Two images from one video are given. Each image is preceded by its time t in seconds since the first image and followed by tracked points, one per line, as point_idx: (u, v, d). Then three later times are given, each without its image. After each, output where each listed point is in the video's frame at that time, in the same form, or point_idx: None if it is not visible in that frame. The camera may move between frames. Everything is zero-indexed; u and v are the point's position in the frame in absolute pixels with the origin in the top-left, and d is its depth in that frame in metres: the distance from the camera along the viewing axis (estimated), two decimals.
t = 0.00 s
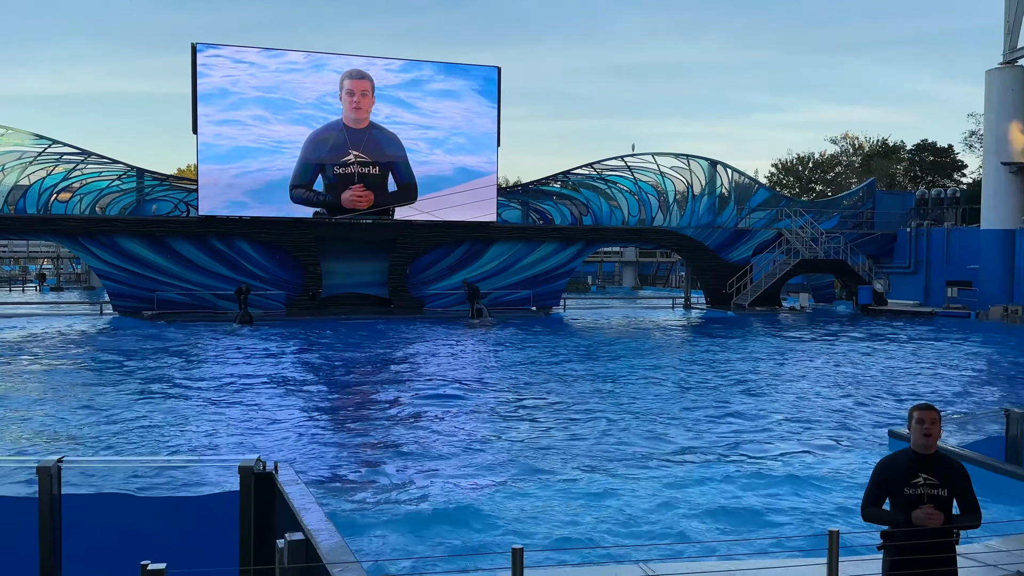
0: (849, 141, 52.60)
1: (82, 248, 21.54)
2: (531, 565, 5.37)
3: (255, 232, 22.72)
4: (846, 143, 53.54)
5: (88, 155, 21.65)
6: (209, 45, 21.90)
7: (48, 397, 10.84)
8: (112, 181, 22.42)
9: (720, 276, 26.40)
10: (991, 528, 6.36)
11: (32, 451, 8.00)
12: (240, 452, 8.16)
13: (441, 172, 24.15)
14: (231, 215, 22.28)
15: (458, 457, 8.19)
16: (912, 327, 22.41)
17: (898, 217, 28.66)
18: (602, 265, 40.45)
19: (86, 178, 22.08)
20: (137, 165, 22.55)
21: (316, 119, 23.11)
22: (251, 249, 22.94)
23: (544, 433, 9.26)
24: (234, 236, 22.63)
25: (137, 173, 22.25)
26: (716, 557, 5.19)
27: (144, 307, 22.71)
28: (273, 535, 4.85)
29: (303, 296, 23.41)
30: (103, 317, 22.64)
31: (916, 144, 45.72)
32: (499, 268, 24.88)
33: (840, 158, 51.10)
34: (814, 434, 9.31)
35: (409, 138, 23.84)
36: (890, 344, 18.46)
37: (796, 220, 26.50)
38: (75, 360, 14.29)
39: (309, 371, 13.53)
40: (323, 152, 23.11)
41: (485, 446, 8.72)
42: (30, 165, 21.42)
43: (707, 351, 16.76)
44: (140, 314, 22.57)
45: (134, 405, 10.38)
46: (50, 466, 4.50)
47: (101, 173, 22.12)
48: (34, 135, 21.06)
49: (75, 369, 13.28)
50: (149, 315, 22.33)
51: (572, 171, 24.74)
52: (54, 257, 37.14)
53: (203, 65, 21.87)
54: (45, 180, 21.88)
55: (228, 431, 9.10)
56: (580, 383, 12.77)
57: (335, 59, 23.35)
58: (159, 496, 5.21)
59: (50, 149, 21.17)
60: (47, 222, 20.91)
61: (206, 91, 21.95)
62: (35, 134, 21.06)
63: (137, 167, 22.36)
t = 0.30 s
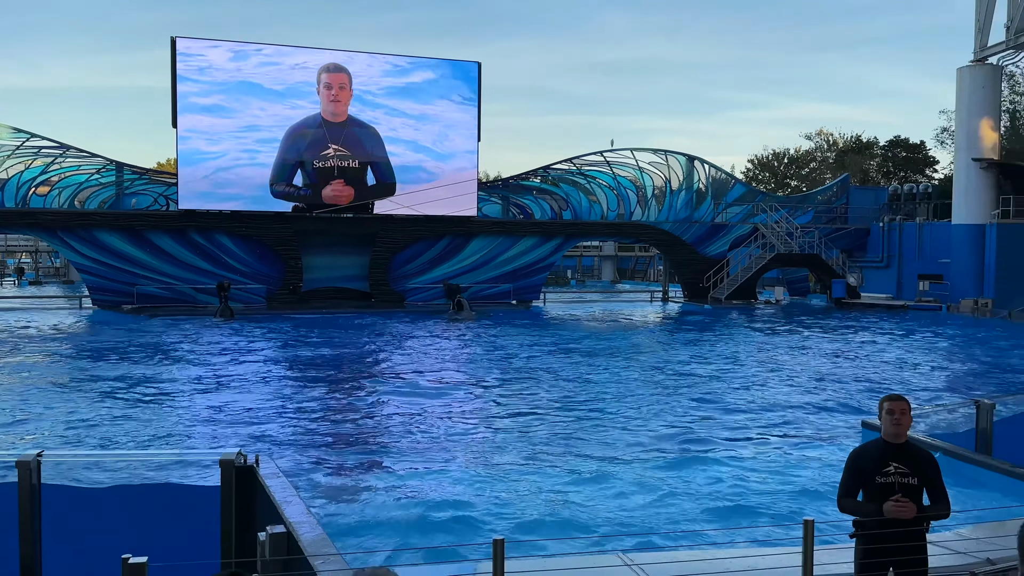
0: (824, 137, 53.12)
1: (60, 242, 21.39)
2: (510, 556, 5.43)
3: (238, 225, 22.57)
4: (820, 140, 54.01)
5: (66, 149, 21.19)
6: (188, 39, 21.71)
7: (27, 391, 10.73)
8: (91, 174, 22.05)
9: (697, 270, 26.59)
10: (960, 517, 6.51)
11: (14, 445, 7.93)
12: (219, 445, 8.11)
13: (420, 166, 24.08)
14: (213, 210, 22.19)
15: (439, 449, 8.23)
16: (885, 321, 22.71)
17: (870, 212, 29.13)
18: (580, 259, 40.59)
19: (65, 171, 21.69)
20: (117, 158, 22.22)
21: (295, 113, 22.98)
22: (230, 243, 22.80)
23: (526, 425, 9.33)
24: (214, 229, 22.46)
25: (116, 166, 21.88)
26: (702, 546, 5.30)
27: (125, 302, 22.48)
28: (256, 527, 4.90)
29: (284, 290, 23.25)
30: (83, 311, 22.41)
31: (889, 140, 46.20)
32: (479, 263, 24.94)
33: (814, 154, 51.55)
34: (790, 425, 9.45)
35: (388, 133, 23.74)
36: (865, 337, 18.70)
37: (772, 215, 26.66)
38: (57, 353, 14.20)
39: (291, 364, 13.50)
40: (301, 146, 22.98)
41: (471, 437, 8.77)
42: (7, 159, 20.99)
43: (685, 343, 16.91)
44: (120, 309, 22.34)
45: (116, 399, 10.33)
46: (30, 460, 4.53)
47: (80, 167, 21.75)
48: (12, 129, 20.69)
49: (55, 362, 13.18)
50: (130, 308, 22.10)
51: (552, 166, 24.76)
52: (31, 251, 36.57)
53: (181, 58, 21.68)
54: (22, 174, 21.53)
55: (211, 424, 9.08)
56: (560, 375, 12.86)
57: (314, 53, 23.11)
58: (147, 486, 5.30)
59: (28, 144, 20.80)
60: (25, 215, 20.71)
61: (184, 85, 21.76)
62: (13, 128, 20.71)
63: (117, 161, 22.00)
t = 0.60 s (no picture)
0: (806, 134, 53.51)
1: (40, 238, 21.23)
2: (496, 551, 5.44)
3: (220, 221, 22.41)
4: (803, 136, 54.38)
5: (46, 144, 21.32)
6: (169, 33, 21.53)
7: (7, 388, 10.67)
8: (70, 170, 21.95)
9: (679, 266, 26.68)
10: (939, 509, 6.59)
11: None
12: (199, 442, 8.06)
13: (404, 161, 24.01)
14: (194, 205, 21.99)
15: (423, 445, 8.23)
16: (866, 316, 22.92)
17: (852, 208, 29.33)
18: (564, 255, 40.68)
19: (44, 167, 21.65)
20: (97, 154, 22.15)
21: (277, 108, 22.81)
22: (211, 238, 22.63)
23: (510, 421, 9.35)
24: (195, 224, 22.30)
25: (96, 161, 21.89)
26: (682, 541, 5.36)
27: (105, 298, 22.31)
28: (239, 524, 4.88)
29: (266, 286, 23.08)
30: (62, 307, 22.23)
31: (871, 137, 46.59)
32: (463, 259, 24.91)
33: (795, 151, 51.87)
34: (772, 420, 9.52)
35: (371, 129, 23.68)
36: (845, 332, 18.88)
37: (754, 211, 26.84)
38: (37, 350, 14.06)
39: (275, 360, 13.49)
40: (283, 141, 22.88)
41: (456, 433, 8.75)
42: None
43: (668, 339, 16.97)
44: (100, 305, 22.16)
45: (98, 395, 10.29)
46: (10, 457, 4.50)
47: (59, 163, 21.71)
48: None
49: (34, 359, 13.04)
50: (109, 304, 21.93)
51: (536, 162, 24.86)
52: (10, 248, 36.22)
53: (163, 53, 21.52)
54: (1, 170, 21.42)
55: (193, 420, 9.06)
56: (543, 370, 12.90)
57: (295, 48, 23.00)
58: (124, 479, 5.25)
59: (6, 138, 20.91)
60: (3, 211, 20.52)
61: (165, 80, 21.59)
62: None
63: (97, 156, 22.00)
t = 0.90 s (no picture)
0: (793, 132, 53.79)
1: (25, 234, 21.08)
2: (486, 549, 5.45)
3: (207, 218, 22.32)
4: (790, 134, 54.64)
5: (31, 140, 21.22)
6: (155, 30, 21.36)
7: None
8: (56, 167, 21.82)
9: (667, 263, 26.75)
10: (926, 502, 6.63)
11: None
12: (186, 440, 8.03)
13: (392, 158, 23.95)
14: (180, 202, 21.86)
15: (411, 442, 8.22)
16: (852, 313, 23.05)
17: (838, 207, 29.45)
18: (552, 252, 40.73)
19: (29, 164, 21.51)
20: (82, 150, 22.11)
21: (264, 105, 22.70)
22: (198, 235, 22.52)
23: (499, 418, 9.36)
24: (182, 222, 22.20)
25: (82, 158, 21.89)
26: (672, 537, 5.41)
27: (91, 295, 22.18)
28: (227, 520, 4.89)
29: (253, 283, 22.96)
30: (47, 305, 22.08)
31: (857, 134, 46.87)
32: (451, 256, 24.88)
33: (783, 149, 52.01)
34: (760, 416, 9.55)
35: (359, 126, 23.59)
36: (832, 329, 18.98)
37: (741, 210, 26.96)
38: (23, 348, 13.97)
39: (263, 357, 13.44)
40: (270, 138, 22.75)
41: (446, 430, 8.75)
42: None
43: (657, 336, 17.00)
44: (85, 302, 22.04)
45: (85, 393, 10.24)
46: None
47: (44, 159, 21.60)
48: None
49: (21, 357, 12.95)
50: (95, 302, 21.81)
51: (524, 159, 24.87)
52: None
53: (149, 50, 21.35)
54: None
55: (181, 418, 9.03)
56: (532, 367, 12.92)
57: (282, 44, 22.88)
58: (112, 477, 5.25)
59: None
60: None
61: (152, 77, 21.45)
62: None
63: (82, 153, 21.97)
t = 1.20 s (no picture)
0: (784, 129, 53.95)
1: (16, 232, 20.99)
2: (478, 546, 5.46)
3: (199, 216, 22.26)
4: (781, 132, 54.78)
5: (21, 137, 21.00)
6: (147, 26, 21.28)
7: None
8: (46, 164, 21.64)
9: (660, 261, 26.80)
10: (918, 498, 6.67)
11: None
12: (178, 438, 7.99)
13: (384, 155, 23.87)
14: (172, 200, 21.79)
15: (403, 440, 8.20)
16: (844, 310, 23.12)
17: (829, 204, 29.51)
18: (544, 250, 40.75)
19: (19, 161, 21.34)
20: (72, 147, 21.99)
21: (257, 101, 22.62)
22: (189, 232, 22.48)
23: (491, 415, 9.35)
24: (173, 219, 22.12)
25: (72, 155, 21.74)
26: (664, 533, 5.42)
27: (82, 293, 22.09)
28: (218, 518, 4.89)
29: (245, 281, 22.93)
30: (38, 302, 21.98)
31: (849, 132, 47.01)
32: (443, 254, 24.89)
33: (774, 147, 52.11)
34: (752, 413, 9.56)
35: (351, 123, 23.53)
36: (823, 326, 19.04)
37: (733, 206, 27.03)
38: (13, 346, 13.87)
39: (255, 355, 13.42)
40: (263, 134, 22.66)
41: (439, 428, 8.75)
42: None
43: (650, 333, 17.01)
44: (76, 300, 21.95)
45: (74, 391, 10.17)
46: None
47: (34, 156, 21.41)
48: None
49: (11, 355, 12.86)
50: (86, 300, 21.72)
51: (517, 156, 24.82)
52: None
53: (141, 46, 21.26)
54: None
55: (173, 416, 8.99)
56: (524, 365, 12.92)
57: (275, 41, 22.80)
58: (104, 475, 5.24)
59: None
60: None
61: (144, 73, 21.35)
62: None
63: (72, 150, 21.82)
